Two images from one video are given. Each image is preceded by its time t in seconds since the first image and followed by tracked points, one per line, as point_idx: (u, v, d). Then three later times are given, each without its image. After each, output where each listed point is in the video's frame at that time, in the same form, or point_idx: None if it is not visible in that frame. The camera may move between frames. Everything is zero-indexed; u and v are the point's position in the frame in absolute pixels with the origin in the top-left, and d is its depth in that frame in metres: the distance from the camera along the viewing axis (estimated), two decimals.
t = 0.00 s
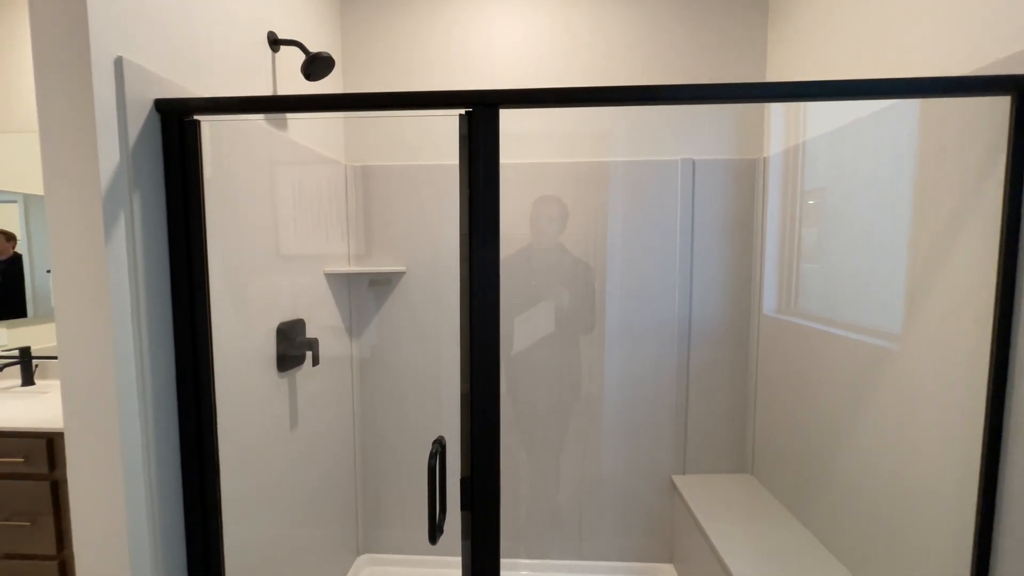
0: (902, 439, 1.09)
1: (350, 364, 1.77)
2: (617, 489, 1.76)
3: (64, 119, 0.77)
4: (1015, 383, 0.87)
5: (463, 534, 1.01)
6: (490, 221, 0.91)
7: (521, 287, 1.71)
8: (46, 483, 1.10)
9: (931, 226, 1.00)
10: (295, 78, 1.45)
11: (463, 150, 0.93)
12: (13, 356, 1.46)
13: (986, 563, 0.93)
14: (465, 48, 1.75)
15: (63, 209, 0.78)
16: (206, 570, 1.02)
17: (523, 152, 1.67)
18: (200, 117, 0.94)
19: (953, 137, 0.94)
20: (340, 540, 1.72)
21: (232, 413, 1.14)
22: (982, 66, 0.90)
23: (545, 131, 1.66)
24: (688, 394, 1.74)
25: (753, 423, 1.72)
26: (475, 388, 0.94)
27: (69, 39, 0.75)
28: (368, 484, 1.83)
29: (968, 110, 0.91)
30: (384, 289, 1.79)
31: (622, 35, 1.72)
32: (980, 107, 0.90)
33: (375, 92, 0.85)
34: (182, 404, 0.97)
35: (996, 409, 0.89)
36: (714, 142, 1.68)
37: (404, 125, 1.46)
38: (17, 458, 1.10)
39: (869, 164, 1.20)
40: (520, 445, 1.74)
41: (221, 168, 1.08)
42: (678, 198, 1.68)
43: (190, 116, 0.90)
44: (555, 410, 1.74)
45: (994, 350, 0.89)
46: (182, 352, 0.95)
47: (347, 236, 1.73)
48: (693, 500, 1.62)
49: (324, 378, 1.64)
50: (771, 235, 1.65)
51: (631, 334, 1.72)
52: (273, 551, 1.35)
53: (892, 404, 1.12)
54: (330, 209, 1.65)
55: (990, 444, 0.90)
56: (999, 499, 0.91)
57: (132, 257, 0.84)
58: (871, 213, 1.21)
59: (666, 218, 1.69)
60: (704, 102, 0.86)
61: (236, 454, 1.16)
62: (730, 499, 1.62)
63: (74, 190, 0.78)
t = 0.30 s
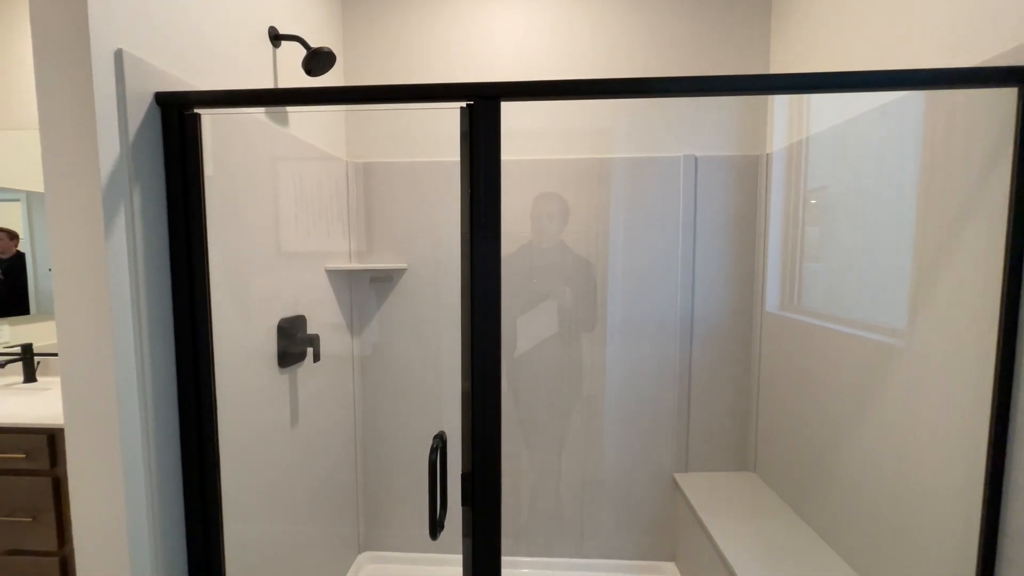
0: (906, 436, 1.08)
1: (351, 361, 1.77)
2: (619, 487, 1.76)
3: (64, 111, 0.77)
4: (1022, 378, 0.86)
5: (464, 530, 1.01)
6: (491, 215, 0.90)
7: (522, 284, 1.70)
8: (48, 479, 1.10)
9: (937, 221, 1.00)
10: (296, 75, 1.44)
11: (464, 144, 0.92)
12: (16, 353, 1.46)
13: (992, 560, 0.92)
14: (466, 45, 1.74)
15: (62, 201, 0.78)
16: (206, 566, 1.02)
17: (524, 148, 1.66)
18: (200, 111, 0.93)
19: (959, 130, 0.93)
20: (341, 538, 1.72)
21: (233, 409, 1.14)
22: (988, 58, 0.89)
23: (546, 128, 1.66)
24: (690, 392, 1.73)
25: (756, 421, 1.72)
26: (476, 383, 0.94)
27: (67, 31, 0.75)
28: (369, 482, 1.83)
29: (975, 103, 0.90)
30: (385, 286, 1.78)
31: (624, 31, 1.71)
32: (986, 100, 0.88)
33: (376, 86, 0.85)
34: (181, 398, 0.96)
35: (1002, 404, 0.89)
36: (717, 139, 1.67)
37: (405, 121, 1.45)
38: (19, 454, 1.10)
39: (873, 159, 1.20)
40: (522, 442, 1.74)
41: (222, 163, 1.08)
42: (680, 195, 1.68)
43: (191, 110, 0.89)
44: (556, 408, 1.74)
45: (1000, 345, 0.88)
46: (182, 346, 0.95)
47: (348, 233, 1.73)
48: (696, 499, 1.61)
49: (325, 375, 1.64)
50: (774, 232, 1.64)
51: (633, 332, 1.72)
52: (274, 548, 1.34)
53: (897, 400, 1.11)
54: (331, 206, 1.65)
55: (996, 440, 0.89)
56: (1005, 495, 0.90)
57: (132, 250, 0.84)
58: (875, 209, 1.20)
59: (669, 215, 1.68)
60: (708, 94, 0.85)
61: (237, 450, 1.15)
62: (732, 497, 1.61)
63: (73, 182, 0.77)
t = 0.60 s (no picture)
0: (914, 428, 1.07)
1: (352, 355, 1.76)
2: (621, 482, 1.75)
3: (63, 95, 0.76)
4: None
5: (466, 521, 1.00)
6: (493, 202, 0.89)
7: (524, 278, 1.69)
8: (48, 471, 1.10)
9: (946, 209, 0.98)
10: (297, 66, 1.43)
11: (465, 130, 0.91)
12: (16, 346, 1.46)
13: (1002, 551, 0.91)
14: (468, 37, 1.73)
15: (61, 186, 0.77)
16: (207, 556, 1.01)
17: (526, 141, 1.66)
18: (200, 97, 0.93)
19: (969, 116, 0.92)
20: (342, 532, 1.72)
21: (234, 400, 1.13)
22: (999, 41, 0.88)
23: (547, 121, 1.65)
24: (693, 387, 1.72)
25: (760, 416, 1.70)
26: (478, 372, 0.93)
27: (66, 13, 0.74)
28: (370, 477, 1.82)
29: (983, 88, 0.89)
30: (387, 280, 1.77)
31: (627, 24, 1.70)
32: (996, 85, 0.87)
33: (377, 71, 0.84)
34: (181, 387, 0.96)
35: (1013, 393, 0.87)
36: (719, 132, 1.66)
37: (406, 112, 1.44)
38: (19, 446, 1.09)
39: (880, 149, 1.18)
40: (523, 437, 1.73)
41: (223, 152, 1.08)
42: (683, 188, 1.66)
43: (191, 95, 0.88)
44: (558, 402, 1.73)
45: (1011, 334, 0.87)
46: (183, 335, 0.95)
47: (349, 226, 1.72)
48: (699, 494, 1.60)
49: (326, 369, 1.63)
50: (778, 225, 1.63)
51: (635, 326, 1.71)
52: (275, 541, 1.34)
53: (904, 391, 1.10)
54: (333, 199, 1.65)
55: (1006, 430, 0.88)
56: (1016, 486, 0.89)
57: (131, 237, 0.83)
58: (880, 199, 1.19)
59: (671, 209, 1.67)
60: (713, 79, 0.84)
61: (238, 441, 1.14)
62: (735, 491, 1.60)
63: (72, 167, 0.77)
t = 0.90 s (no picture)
0: (924, 419, 1.05)
1: (352, 349, 1.74)
2: (624, 477, 1.72)
3: (55, 73, 0.74)
4: None
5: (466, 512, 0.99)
6: (494, 185, 0.87)
7: (526, 271, 1.67)
8: (45, 464, 1.08)
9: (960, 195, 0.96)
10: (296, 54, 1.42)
11: (466, 112, 0.90)
12: (14, 339, 1.44)
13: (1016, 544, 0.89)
14: (468, 27, 1.72)
15: (54, 166, 0.76)
16: (203, 548, 0.99)
17: (526, 132, 1.64)
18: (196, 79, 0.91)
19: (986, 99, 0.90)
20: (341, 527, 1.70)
21: (232, 391, 1.12)
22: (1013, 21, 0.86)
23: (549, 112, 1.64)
24: (696, 381, 1.70)
25: (764, 410, 1.68)
26: (478, 359, 0.91)
27: None
28: (371, 472, 1.80)
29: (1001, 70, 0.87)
30: (387, 273, 1.76)
31: (629, 13, 1.69)
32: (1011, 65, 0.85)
33: (376, 50, 0.83)
34: (176, 375, 0.94)
35: None
36: (723, 122, 1.64)
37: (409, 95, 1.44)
38: (16, 438, 1.08)
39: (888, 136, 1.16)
40: (525, 431, 1.71)
41: (220, 137, 1.06)
42: (687, 179, 1.64)
43: (185, 76, 0.87)
44: (560, 396, 1.71)
45: None
46: (177, 322, 0.93)
47: (349, 218, 1.71)
48: (703, 489, 1.58)
49: (326, 362, 1.61)
50: (783, 217, 1.61)
51: (638, 320, 1.69)
52: (274, 536, 1.32)
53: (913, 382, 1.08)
54: (333, 190, 1.63)
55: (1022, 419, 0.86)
56: None
57: (125, 220, 0.82)
58: (888, 187, 1.17)
59: (675, 201, 1.65)
60: (719, 58, 0.82)
61: (236, 431, 1.13)
62: (740, 486, 1.58)
63: (65, 147, 0.75)
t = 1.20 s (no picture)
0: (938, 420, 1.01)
1: (346, 348, 1.70)
2: (625, 479, 1.69)
3: (24, 54, 0.70)
4: None
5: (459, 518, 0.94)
6: (489, 175, 0.83)
7: (525, 268, 1.63)
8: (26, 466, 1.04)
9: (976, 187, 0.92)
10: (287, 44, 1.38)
11: (459, 98, 0.86)
12: None
13: None
14: (465, 17, 1.68)
15: (24, 153, 0.72)
16: (184, 555, 0.95)
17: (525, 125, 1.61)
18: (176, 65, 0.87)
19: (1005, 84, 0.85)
20: (336, 530, 1.66)
21: (219, 391, 1.08)
22: None
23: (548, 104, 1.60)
24: (699, 381, 1.66)
25: (769, 410, 1.65)
26: (472, 357, 0.87)
27: None
28: (367, 473, 1.76)
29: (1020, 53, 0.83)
30: (382, 270, 1.71)
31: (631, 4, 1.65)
32: None
33: (365, 32, 0.79)
34: (155, 374, 0.90)
35: None
36: (727, 115, 1.60)
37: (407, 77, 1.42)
38: None
39: (900, 127, 1.12)
40: (523, 432, 1.67)
41: (206, 127, 1.02)
42: (690, 174, 1.60)
43: (164, 60, 0.83)
44: (559, 396, 1.67)
45: None
46: (157, 319, 0.89)
47: (344, 214, 1.66)
48: (705, 491, 1.55)
49: (320, 361, 1.57)
50: (788, 213, 1.56)
51: (639, 318, 1.65)
52: (265, 539, 1.28)
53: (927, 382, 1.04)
54: (327, 185, 1.59)
55: None
56: None
57: (99, 211, 0.78)
58: (898, 180, 1.13)
59: (678, 196, 1.61)
60: (725, 40, 0.78)
61: (223, 430, 1.09)
62: (745, 489, 1.54)
63: (35, 133, 0.71)
